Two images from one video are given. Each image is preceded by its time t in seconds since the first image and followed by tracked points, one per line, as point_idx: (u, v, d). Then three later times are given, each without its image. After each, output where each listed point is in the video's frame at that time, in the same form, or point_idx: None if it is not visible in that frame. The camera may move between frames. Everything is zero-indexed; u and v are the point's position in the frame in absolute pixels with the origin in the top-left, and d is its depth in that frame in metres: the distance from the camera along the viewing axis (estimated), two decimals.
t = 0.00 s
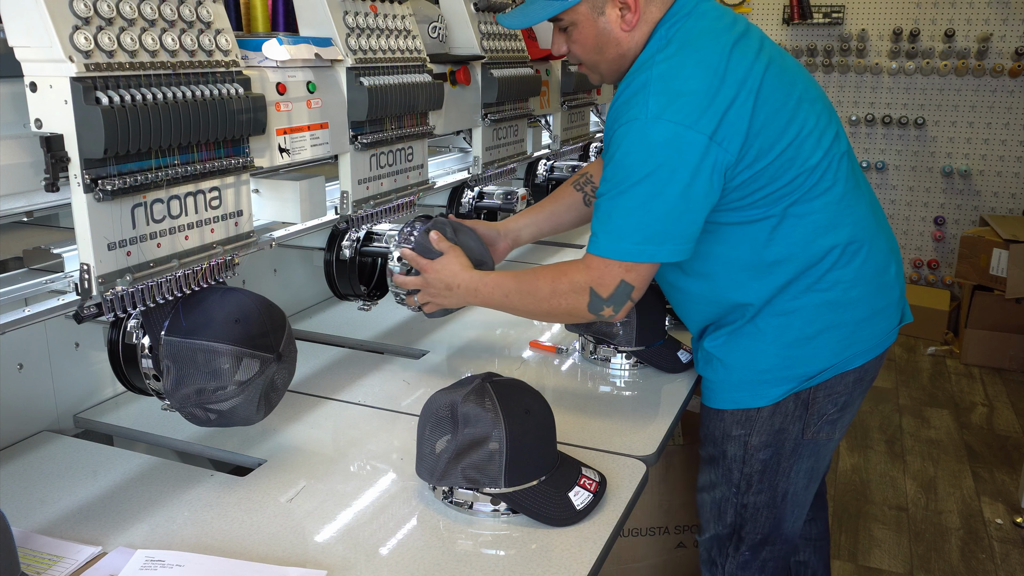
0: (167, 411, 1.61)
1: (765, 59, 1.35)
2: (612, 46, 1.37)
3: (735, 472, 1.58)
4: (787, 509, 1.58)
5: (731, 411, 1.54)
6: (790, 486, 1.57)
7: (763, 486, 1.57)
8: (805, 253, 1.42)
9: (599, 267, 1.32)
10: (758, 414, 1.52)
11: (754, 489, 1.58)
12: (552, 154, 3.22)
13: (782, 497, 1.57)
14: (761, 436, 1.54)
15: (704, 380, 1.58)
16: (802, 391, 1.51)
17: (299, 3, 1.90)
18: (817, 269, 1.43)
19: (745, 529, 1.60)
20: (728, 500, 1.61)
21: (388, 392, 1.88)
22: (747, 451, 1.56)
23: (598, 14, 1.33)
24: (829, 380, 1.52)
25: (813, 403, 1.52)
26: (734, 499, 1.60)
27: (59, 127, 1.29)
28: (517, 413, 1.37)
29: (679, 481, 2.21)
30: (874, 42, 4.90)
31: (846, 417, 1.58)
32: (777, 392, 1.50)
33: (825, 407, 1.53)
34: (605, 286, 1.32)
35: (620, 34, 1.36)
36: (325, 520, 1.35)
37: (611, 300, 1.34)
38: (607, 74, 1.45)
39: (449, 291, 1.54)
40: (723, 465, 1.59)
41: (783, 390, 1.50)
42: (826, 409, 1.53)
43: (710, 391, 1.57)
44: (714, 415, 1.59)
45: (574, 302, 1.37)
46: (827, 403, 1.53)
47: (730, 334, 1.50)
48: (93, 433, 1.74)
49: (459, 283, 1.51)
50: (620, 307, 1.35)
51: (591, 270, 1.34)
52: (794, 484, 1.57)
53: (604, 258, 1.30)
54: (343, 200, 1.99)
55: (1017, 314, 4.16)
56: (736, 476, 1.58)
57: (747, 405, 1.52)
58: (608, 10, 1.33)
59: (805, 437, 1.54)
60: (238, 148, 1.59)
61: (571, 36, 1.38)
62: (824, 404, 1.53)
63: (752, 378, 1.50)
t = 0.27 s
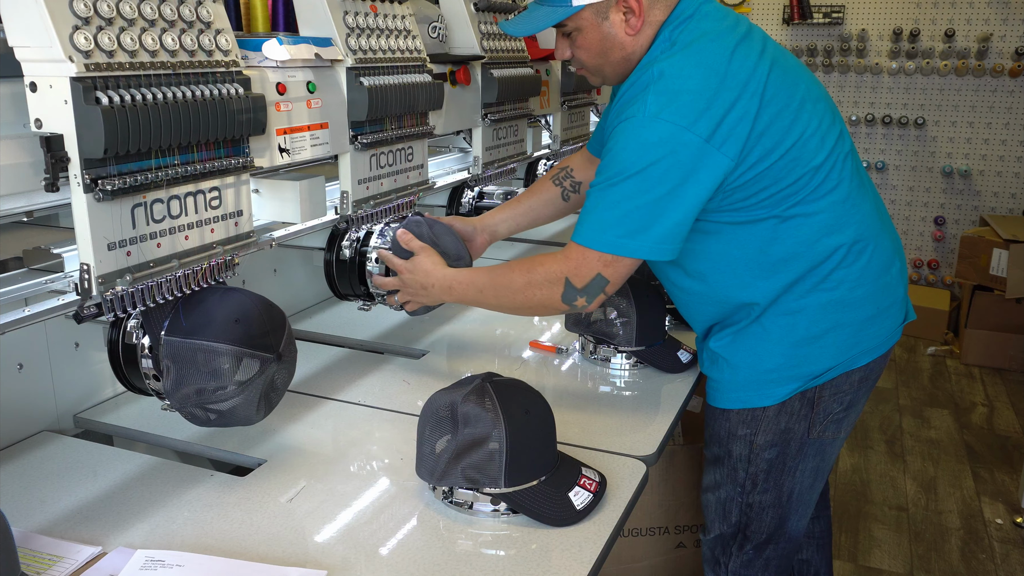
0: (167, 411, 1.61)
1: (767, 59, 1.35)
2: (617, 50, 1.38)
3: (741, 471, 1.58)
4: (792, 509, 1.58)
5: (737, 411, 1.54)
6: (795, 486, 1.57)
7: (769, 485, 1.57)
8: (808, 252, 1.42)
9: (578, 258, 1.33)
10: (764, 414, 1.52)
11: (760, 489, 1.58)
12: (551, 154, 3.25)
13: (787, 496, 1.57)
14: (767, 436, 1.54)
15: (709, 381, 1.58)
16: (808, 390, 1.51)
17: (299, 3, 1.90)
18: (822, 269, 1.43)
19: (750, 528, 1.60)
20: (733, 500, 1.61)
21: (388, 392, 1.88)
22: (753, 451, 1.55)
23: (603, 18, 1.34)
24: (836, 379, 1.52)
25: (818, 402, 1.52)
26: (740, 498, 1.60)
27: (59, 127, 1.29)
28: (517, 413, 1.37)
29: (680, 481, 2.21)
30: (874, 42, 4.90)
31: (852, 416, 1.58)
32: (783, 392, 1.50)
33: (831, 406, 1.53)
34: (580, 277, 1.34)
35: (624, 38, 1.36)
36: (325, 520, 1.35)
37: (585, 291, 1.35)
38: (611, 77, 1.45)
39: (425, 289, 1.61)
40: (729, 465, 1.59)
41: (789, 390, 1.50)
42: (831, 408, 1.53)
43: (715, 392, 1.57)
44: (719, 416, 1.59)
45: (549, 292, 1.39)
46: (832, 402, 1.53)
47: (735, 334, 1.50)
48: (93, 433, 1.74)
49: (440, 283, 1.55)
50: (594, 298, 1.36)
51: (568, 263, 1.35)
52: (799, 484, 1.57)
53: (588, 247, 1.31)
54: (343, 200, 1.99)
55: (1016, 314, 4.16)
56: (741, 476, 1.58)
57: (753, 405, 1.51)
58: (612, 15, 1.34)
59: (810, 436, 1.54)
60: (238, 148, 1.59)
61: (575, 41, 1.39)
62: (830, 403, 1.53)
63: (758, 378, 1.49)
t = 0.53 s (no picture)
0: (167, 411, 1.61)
1: (768, 58, 1.35)
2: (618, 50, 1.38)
3: (745, 472, 1.58)
4: (796, 510, 1.59)
5: (739, 412, 1.54)
6: (799, 487, 1.57)
7: (773, 486, 1.57)
8: (808, 252, 1.42)
9: (565, 250, 1.34)
10: (767, 414, 1.52)
11: (764, 489, 1.58)
12: (551, 154, 3.24)
13: (793, 497, 1.58)
14: (770, 436, 1.54)
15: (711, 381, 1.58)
16: (810, 390, 1.51)
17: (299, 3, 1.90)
18: (823, 268, 1.43)
19: (755, 528, 1.60)
20: (737, 501, 1.60)
21: (388, 392, 1.88)
22: (756, 451, 1.55)
23: (604, 19, 1.34)
24: (837, 379, 1.51)
25: (821, 402, 1.52)
26: (744, 499, 1.60)
27: (59, 127, 1.29)
28: (517, 413, 1.37)
29: (680, 481, 2.21)
30: (874, 42, 4.90)
31: (853, 416, 1.58)
32: (784, 392, 1.50)
33: (833, 406, 1.53)
34: (566, 269, 1.35)
35: (626, 38, 1.36)
36: (325, 520, 1.35)
37: (571, 283, 1.36)
38: (613, 77, 1.45)
39: (414, 289, 1.64)
40: (732, 466, 1.59)
41: (789, 390, 1.50)
42: (834, 408, 1.53)
43: (716, 392, 1.57)
44: (722, 417, 1.59)
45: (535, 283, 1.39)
46: (835, 402, 1.53)
47: (736, 335, 1.50)
48: (93, 433, 1.74)
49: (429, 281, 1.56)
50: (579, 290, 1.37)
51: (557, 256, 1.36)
52: (803, 484, 1.57)
53: (580, 240, 1.31)
54: (343, 200, 1.99)
55: (1016, 313, 4.16)
56: (746, 477, 1.58)
57: (756, 406, 1.51)
58: (613, 15, 1.34)
59: (814, 437, 1.54)
60: (238, 148, 1.59)
61: (576, 41, 1.39)
62: (831, 403, 1.53)
63: (758, 378, 1.49)
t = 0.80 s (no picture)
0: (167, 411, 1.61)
1: (766, 58, 1.35)
2: (614, 50, 1.38)
3: (744, 473, 1.58)
4: (796, 510, 1.59)
5: (739, 413, 1.54)
6: (799, 487, 1.57)
7: (773, 487, 1.57)
8: (807, 252, 1.42)
9: (565, 251, 1.34)
10: (767, 415, 1.52)
11: (764, 490, 1.58)
12: (551, 154, 3.20)
13: (793, 497, 1.58)
14: (770, 437, 1.54)
15: (710, 382, 1.58)
16: (810, 391, 1.51)
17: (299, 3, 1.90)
18: (822, 268, 1.44)
19: (755, 529, 1.60)
20: (737, 502, 1.60)
21: (388, 392, 1.88)
22: (756, 452, 1.55)
23: (601, 18, 1.34)
24: (837, 380, 1.52)
25: (820, 403, 1.52)
26: (743, 500, 1.60)
27: (59, 127, 1.29)
28: (517, 413, 1.37)
29: (680, 481, 2.21)
30: (874, 42, 4.90)
31: (852, 416, 1.59)
32: (784, 393, 1.50)
33: (832, 406, 1.53)
34: (572, 272, 1.34)
35: (623, 37, 1.36)
36: (325, 520, 1.35)
37: (574, 285, 1.36)
38: (612, 77, 1.45)
39: (413, 288, 1.64)
40: (732, 467, 1.59)
41: (789, 390, 1.50)
42: (833, 408, 1.53)
43: (715, 392, 1.57)
44: (720, 418, 1.59)
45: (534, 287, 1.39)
46: (834, 401, 1.53)
47: (736, 335, 1.50)
48: (93, 433, 1.74)
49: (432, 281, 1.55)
50: (583, 293, 1.37)
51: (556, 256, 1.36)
52: (803, 485, 1.57)
53: (579, 240, 1.31)
54: (343, 200, 1.99)
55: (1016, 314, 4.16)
56: (745, 477, 1.58)
57: (755, 406, 1.51)
58: (610, 15, 1.33)
59: (813, 437, 1.54)
60: (238, 148, 1.59)
61: (573, 41, 1.39)
62: (830, 403, 1.53)
63: (758, 379, 1.49)
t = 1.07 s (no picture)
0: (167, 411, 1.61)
1: (760, 58, 1.35)
2: (608, 50, 1.38)
3: (739, 474, 1.58)
4: (792, 512, 1.59)
5: (734, 415, 1.54)
6: (794, 488, 1.57)
7: (768, 488, 1.57)
8: (802, 253, 1.42)
9: (561, 252, 1.34)
10: (762, 416, 1.52)
11: (759, 491, 1.58)
12: (552, 154, 3.22)
13: (789, 498, 1.58)
14: (765, 438, 1.54)
15: (706, 383, 1.58)
16: (807, 393, 1.51)
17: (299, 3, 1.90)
18: (817, 269, 1.43)
19: (750, 530, 1.60)
20: (732, 503, 1.60)
21: (387, 392, 1.88)
22: (750, 454, 1.55)
23: (593, 18, 1.34)
24: (833, 382, 1.52)
25: (816, 404, 1.52)
26: (739, 502, 1.60)
27: (59, 127, 1.29)
28: (517, 413, 1.37)
29: (681, 481, 2.21)
30: (874, 42, 4.90)
31: (849, 417, 1.59)
32: (780, 394, 1.50)
33: (829, 407, 1.53)
34: (567, 273, 1.35)
35: (615, 37, 1.36)
36: (325, 520, 1.35)
37: (572, 288, 1.36)
38: (611, 77, 1.46)
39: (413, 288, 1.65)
40: (726, 468, 1.59)
41: (784, 392, 1.50)
42: (829, 409, 1.53)
43: (712, 394, 1.57)
44: (716, 419, 1.59)
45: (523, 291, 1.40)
46: (830, 404, 1.53)
47: (731, 337, 1.50)
48: (93, 433, 1.74)
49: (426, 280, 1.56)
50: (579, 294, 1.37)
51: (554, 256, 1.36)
52: (799, 486, 1.57)
53: (574, 241, 1.31)
54: (343, 200, 1.99)
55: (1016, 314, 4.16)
56: (740, 479, 1.58)
57: (750, 408, 1.51)
58: (603, 15, 1.33)
59: (809, 439, 1.54)
60: (238, 148, 1.59)
61: (567, 40, 1.39)
62: (826, 405, 1.53)
63: (753, 380, 1.49)
